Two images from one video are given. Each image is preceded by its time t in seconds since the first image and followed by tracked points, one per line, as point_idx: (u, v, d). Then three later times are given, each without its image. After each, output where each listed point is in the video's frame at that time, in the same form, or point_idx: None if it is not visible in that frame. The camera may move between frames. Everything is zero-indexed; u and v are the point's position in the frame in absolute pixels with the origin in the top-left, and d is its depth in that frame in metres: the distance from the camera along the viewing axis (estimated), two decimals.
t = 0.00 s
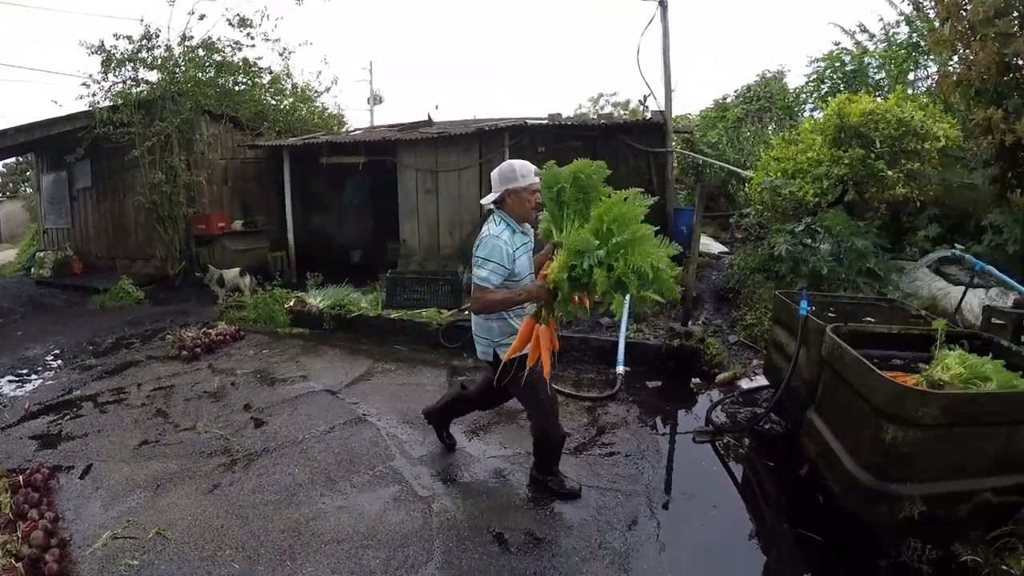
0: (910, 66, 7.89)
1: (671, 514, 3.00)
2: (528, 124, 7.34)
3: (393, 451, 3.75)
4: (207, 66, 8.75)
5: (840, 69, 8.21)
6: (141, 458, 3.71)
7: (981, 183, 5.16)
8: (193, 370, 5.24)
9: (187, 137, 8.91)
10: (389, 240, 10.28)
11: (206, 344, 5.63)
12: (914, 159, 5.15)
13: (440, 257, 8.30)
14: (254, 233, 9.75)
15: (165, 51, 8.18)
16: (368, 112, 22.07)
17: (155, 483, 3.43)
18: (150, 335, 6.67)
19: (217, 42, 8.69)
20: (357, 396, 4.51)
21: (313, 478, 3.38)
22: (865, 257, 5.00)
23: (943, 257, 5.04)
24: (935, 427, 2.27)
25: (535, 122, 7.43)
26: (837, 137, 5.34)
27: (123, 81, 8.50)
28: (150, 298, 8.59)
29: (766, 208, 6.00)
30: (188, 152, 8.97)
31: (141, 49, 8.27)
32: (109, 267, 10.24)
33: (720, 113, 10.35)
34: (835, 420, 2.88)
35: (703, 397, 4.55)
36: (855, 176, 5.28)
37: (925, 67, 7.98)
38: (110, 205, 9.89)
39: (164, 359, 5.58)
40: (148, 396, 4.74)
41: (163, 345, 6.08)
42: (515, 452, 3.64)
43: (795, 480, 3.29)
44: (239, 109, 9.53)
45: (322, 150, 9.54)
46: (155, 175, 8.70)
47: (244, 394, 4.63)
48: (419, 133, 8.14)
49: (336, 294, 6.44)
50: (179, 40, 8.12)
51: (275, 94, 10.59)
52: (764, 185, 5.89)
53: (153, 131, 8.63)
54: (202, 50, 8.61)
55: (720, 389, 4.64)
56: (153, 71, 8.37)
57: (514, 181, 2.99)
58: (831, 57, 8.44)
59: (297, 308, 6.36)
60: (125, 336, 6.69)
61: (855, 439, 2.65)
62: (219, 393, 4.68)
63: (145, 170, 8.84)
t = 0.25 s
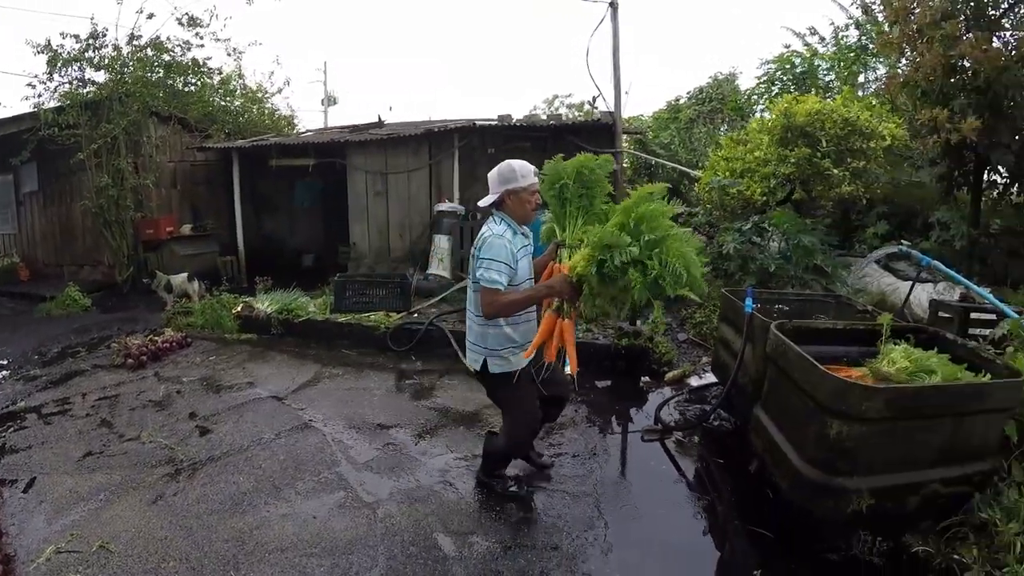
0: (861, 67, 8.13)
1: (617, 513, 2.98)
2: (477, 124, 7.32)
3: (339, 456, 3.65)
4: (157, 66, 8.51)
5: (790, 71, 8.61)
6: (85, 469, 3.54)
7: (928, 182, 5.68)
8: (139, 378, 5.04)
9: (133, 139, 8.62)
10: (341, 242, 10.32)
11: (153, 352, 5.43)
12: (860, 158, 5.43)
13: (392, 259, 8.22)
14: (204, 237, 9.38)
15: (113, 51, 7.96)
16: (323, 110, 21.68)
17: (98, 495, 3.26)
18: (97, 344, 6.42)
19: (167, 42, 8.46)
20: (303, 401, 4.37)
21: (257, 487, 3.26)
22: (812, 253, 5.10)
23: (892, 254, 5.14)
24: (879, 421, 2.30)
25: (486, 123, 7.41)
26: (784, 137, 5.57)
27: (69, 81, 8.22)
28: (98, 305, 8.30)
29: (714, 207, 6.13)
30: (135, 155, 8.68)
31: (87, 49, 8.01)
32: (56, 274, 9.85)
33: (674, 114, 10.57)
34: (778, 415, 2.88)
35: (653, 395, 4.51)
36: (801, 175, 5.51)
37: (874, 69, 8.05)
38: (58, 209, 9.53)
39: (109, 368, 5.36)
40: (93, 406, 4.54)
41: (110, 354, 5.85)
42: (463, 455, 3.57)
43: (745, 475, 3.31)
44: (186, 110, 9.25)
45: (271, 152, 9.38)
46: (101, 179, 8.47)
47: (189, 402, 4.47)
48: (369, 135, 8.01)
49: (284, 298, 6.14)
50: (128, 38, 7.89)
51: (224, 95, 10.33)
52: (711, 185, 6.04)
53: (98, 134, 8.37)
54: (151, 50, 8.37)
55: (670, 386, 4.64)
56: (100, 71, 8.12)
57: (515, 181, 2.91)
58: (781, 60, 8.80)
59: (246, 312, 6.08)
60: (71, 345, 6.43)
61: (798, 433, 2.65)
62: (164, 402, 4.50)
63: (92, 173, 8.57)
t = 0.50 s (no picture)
0: (821, 77, 8.53)
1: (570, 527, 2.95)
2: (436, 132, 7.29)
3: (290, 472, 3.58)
4: (115, 72, 8.37)
5: (751, 81, 9.05)
6: (31, 488, 3.40)
7: (883, 190, 6.48)
8: (90, 394, 4.86)
9: (90, 146, 8.40)
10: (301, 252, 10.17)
11: (105, 366, 5.24)
12: (819, 164, 5.84)
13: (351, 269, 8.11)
14: (160, 247, 9.26)
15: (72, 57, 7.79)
16: (287, 117, 21.48)
17: (44, 515, 3.13)
18: (49, 358, 6.20)
19: (125, 47, 8.35)
20: (255, 416, 4.28)
21: (206, 505, 3.17)
22: (769, 260, 5.50)
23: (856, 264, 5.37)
24: (836, 429, 2.29)
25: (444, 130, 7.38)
26: (745, 143, 5.90)
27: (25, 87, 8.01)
28: (52, 318, 8.03)
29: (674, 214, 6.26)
30: (91, 163, 8.44)
31: (44, 53, 7.84)
32: (8, 285, 9.48)
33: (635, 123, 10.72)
34: (732, 425, 2.86)
35: (614, 403, 4.56)
36: (762, 179, 5.85)
37: (833, 78, 8.53)
38: (11, 218, 9.21)
39: (60, 383, 5.17)
40: (42, 422, 4.36)
41: (62, 368, 5.65)
42: (416, 470, 3.53)
43: (703, 485, 3.31)
44: (144, 118, 9.11)
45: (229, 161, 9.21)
46: (55, 188, 8.22)
47: (141, 418, 4.32)
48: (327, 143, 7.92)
49: (239, 310, 5.99)
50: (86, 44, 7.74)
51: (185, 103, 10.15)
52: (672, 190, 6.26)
53: (54, 141, 8.14)
54: (109, 55, 8.24)
55: (627, 397, 4.68)
56: (57, 76, 7.92)
57: (526, 202, 2.88)
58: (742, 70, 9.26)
59: (200, 325, 5.90)
60: (22, 359, 6.19)
61: (752, 442, 2.62)
62: (115, 418, 4.35)
63: (47, 181, 8.34)
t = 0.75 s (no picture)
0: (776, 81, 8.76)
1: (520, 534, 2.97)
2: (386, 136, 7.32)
3: (236, 483, 3.55)
4: (66, 73, 8.18)
5: (706, 84, 9.33)
6: None
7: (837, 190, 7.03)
8: (37, 405, 4.70)
9: (40, 150, 8.08)
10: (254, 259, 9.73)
11: (52, 376, 5.07)
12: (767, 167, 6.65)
13: (304, 275, 8.05)
14: (110, 254, 9.30)
15: (22, 56, 7.50)
16: (246, 120, 21.17)
17: None
18: None
19: (76, 48, 8.14)
20: (203, 426, 4.21)
21: (151, 518, 3.13)
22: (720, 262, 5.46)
23: (804, 263, 5.86)
24: (781, 430, 2.42)
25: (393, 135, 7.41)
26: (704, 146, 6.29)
27: None
28: None
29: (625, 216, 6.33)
30: (41, 167, 8.15)
31: None
32: None
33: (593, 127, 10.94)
34: (683, 430, 2.97)
35: (569, 404, 4.64)
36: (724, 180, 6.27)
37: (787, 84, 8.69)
38: None
39: (5, 395, 4.99)
40: None
41: (6, 379, 5.45)
42: (364, 478, 3.54)
43: (655, 488, 3.42)
44: (95, 119, 9.17)
45: (181, 164, 9.04)
46: (2, 191, 7.61)
47: (88, 429, 4.19)
48: (279, 147, 7.85)
49: (188, 317, 5.88)
50: (37, 45, 7.50)
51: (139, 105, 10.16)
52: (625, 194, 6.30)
53: None
54: (59, 55, 8.02)
55: (578, 399, 4.78)
56: (5, 77, 7.62)
57: (530, 196, 2.87)
58: (699, 74, 9.50)
59: (150, 333, 5.74)
60: None
61: (702, 447, 2.74)
62: (61, 429, 4.20)
63: None
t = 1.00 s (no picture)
0: (741, 79, 8.83)
1: (477, 532, 3.05)
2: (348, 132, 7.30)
3: (193, 483, 3.51)
4: (25, 66, 8.59)
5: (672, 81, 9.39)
6: None
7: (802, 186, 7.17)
8: None
9: None
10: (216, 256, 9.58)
11: (7, 378, 4.94)
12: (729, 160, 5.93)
13: (265, 271, 7.91)
14: (71, 252, 8.81)
15: None
16: (210, 115, 20.77)
17: None
18: None
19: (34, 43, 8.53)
20: (160, 426, 4.15)
21: (106, 521, 3.07)
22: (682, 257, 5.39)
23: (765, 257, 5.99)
24: (734, 427, 2.60)
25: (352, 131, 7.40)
26: (654, 144, 5.90)
27: None
28: None
29: (586, 212, 6.39)
30: None
31: None
32: None
33: (559, 124, 11.02)
34: (641, 428, 3.15)
35: (530, 401, 4.74)
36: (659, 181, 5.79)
37: (753, 82, 8.70)
38: None
39: None
40: None
41: None
42: (321, 477, 3.55)
43: (614, 483, 3.55)
44: (55, 113, 9.36)
45: (141, 160, 8.82)
46: None
47: (43, 432, 4.09)
48: (239, 142, 7.70)
49: (148, 316, 5.80)
50: None
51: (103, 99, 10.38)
52: (585, 192, 6.29)
53: None
54: (18, 50, 8.40)
55: (539, 395, 4.85)
56: None
57: (521, 193, 2.89)
58: (664, 71, 9.43)
59: (107, 332, 5.65)
60: None
61: (659, 444, 2.93)
62: (16, 432, 4.09)
63: None
